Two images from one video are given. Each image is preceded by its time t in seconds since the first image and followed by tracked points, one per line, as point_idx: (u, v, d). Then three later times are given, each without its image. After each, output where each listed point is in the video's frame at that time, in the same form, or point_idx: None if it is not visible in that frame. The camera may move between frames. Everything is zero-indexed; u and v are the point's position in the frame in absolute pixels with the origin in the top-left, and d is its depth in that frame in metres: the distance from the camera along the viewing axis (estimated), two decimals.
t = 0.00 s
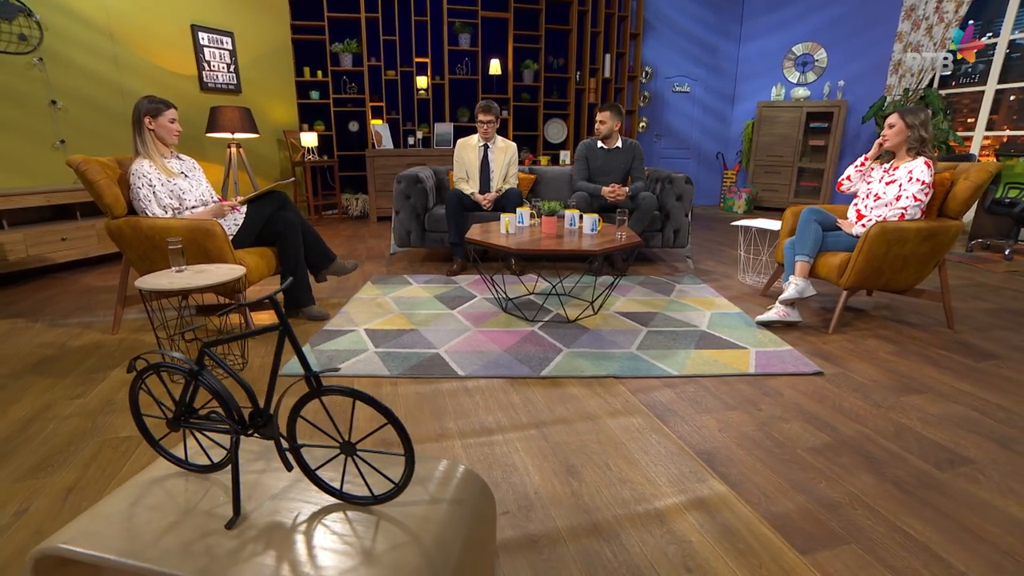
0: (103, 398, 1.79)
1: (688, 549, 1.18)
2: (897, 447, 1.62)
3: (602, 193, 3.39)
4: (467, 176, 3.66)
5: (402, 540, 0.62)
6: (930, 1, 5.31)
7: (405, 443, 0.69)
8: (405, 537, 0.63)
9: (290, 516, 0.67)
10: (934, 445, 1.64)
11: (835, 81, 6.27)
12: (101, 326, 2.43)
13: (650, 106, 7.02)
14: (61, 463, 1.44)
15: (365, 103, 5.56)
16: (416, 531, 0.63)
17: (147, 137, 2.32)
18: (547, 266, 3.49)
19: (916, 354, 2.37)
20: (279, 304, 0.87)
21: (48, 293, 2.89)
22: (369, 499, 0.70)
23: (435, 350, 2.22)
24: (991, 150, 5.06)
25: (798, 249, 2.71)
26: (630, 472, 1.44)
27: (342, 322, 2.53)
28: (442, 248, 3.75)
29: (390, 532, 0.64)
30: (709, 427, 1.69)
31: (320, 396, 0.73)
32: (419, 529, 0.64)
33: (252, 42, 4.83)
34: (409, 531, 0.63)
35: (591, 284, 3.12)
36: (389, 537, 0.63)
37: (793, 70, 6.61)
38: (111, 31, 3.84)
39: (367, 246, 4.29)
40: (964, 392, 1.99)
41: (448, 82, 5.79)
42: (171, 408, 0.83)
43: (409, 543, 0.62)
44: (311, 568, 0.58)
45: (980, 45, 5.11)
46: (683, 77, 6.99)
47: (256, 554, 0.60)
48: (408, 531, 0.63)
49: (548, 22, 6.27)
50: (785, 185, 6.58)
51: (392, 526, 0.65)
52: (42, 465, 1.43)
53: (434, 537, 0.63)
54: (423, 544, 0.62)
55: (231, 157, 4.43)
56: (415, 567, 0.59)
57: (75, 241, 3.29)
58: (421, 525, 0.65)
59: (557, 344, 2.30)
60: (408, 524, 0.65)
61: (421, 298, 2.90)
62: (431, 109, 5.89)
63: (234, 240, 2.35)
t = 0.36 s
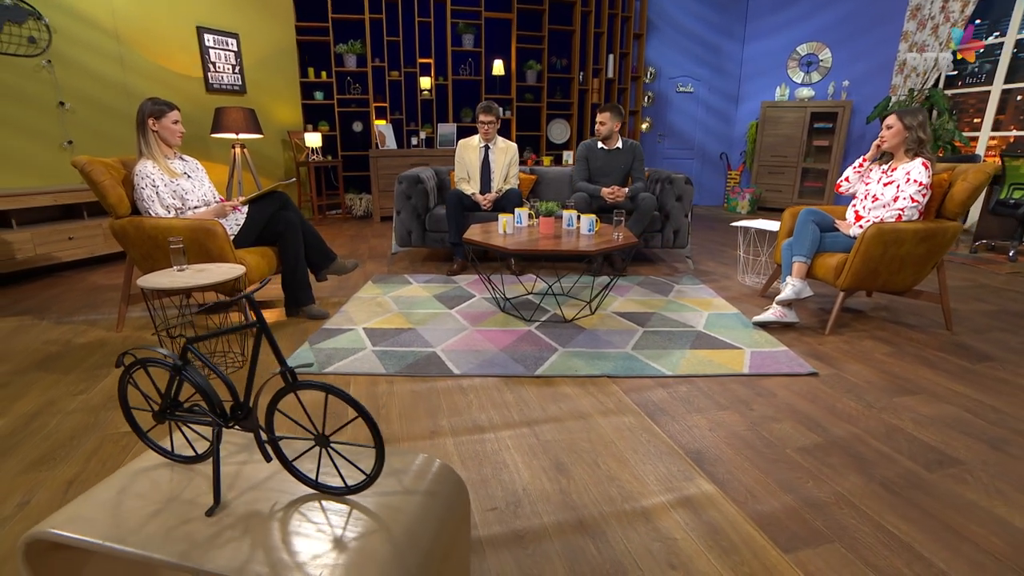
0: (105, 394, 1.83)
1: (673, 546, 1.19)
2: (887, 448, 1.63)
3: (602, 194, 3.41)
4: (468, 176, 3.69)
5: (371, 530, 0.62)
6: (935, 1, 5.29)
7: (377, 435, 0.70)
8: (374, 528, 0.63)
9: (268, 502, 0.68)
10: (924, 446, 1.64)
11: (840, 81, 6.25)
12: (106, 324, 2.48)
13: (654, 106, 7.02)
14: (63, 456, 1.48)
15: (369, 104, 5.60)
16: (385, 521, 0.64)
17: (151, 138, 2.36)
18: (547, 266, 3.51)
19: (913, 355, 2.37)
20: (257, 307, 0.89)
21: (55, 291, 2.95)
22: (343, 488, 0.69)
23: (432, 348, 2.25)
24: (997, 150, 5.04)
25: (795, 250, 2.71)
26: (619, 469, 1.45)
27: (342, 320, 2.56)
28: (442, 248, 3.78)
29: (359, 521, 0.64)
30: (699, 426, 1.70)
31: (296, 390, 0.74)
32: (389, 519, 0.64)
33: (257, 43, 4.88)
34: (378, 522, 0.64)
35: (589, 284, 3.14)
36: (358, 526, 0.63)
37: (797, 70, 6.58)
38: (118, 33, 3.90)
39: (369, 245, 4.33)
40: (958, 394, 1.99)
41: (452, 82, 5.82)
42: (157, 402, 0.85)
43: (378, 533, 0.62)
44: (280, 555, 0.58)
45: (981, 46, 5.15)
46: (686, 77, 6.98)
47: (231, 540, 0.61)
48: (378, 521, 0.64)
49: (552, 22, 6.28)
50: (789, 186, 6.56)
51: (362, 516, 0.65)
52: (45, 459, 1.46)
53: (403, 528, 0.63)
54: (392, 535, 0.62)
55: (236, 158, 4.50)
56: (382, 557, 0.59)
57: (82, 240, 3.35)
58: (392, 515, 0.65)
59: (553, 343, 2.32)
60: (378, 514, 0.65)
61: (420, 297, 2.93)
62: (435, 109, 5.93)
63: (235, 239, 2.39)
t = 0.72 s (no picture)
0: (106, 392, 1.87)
1: (655, 544, 1.21)
2: (875, 449, 1.64)
3: (600, 195, 3.42)
4: (468, 177, 3.71)
5: (345, 522, 0.64)
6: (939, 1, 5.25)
7: (352, 430, 0.72)
8: (347, 519, 0.65)
9: (247, 494, 0.70)
10: (912, 448, 1.66)
11: (842, 81, 6.24)
12: (108, 323, 2.52)
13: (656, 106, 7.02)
14: (64, 452, 1.52)
15: (372, 105, 5.64)
16: (358, 514, 0.66)
17: (153, 140, 2.41)
18: (546, 267, 3.53)
19: (907, 357, 2.37)
20: (237, 312, 0.92)
21: (60, 290, 3.00)
22: (320, 482, 0.71)
23: (427, 348, 2.28)
24: (1001, 151, 5.02)
25: (791, 252, 2.72)
26: (606, 468, 1.48)
27: (340, 320, 2.60)
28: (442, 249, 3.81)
29: (334, 514, 0.66)
30: (689, 426, 1.72)
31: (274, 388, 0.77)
32: (362, 513, 0.66)
33: (260, 44, 4.92)
34: (352, 514, 0.66)
35: (586, 284, 3.16)
36: (332, 518, 0.65)
37: (800, 71, 6.57)
38: (123, 35, 3.95)
39: (370, 245, 4.37)
40: (950, 396, 2.00)
41: (454, 83, 5.84)
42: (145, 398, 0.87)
43: (350, 524, 0.64)
44: (254, 543, 0.60)
45: (981, 46, 5.16)
46: (689, 77, 6.98)
47: (209, 528, 0.63)
48: (351, 514, 0.66)
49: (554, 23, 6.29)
50: (791, 187, 6.55)
51: (337, 508, 0.67)
52: (46, 454, 1.50)
53: (375, 521, 0.65)
54: (364, 527, 0.64)
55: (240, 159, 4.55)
56: (353, 547, 0.61)
57: (87, 240, 3.40)
58: (365, 509, 0.67)
59: (547, 343, 2.34)
60: (353, 507, 0.67)
61: (419, 297, 2.96)
62: (437, 110, 5.97)
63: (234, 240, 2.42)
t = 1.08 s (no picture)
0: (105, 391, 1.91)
1: (637, 544, 1.23)
2: (860, 451, 1.66)
3: (597, 197, 3.45)
4: (466, 179, 3.74)
5: (317, 517, 0.67)
6: (940, 2, 5.24)
7: (327, 430, 0.74)
8: (321, 515, 0.68)
9: (227, 490, 0.73)
10: (897, 449, 1.67)
11: (843, 82, 6.23)
12: (109, 323, 2.56)
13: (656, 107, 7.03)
14: (63, 450, 1.55)
15: (373, 106, 5.69)
16: (331, 509, 0.69)
17: (154, 143, 2.44)
18: (543, 268, 3.55)
19: (898, 359, 2.39)
20: (219, 315, 0.94)
21: (64, 290, 3.05)
22: (298, 478, 0.74)
23: (422, 349, 2.31)
24: (1003, 152, 5.02)
25: (785, 254, 2.74)
26: (592, 468, 1.50)
27: (337, 320, 2.63)
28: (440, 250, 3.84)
29: (309, 509, 0.69)
30: (677, 427, 1.74)
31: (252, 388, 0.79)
32: (335, 509, 0.69)
33: (261, 46, 4.96)
34: (325, 509, 0.69)
35: (582, 286, 3.19)
36: (305, 513, 0.68)
37: (801, 71, 6.57)
38: (126, 38, 4.00)
39: (369, 246, 4.40)
40: (938, 398, 2.02)
41: (454, 85, 5.87)
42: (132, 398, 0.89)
43: (323, 520, 0.67)
44: (231, 537, 0.63)
45: (981, 46, 5.17)
46: (689, 78, 6.99)
47: (189, 522, 0.66)
48: (324, 509, 0.69)
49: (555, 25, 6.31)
50: (792, 188, 6.55)
51: (312, 503, 0.70)
52: (46, 452, 1.54)
53: (346, 517, 0.68)
54: (335, 523, 0.67)
55: (241, 161, 4.59)
56: (324, 542, 0.64)
57: (90, 240, 3.45)
58: (338, 505, 0.70)
59: (541, 344, 2.36)
60: (327, 502, 0.70)
61: (416, 298, 2.99)
62: (438, 112, 6.00)
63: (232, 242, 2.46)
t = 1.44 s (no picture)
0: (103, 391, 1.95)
1: (617, 543, 1.26)
2: (843, 453, 1.69)
3: (593, 199, 3.47)
4: (463, 182, 3.77)
5: (292, 515, 0.70)
6: (939, 3, 5.24)
7: (303, 432, 0.77)
8: (295, 513, 0.71)
9: (208, 490, 0.77)
10: (881, 452, 1.70)
11: (842, 84, 6.24)
12: (109, 324, 2.60)
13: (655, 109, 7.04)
14: (61, 449, 1.59)
15: (373, 108, 5.72)
16: (306, 509, 0.72)
17: (152, 148, 2.48)
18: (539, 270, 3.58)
19: (887, 362, 2.41)
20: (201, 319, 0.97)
21: (65, 291, 3.09)
22: (276, 478, 0.77)
23: (416, 351, 2.34)
24: (1002, 154, 5.02)
25: (777, 257, 2.76)
26: (576, 469, 1.53)
27: (333, 322, 2.67)
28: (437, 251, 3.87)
29: (285, 507, 0.72)
30: (663, 429, 1.77)
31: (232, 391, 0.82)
32: (310, 508, 0.72)
33: (262, 48, 5.00)
34: (300, 508, 0.72)
35: (576, 287, 3.22)
36: (281, 511, 0.71)
37: (800, 73, 6.59)
38: (127, 41, 4.04)
39: (368, 248, 4.44)
40: (925, 401, 2.04)
41: (453, 86, 5.90)
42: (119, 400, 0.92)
43: (297, 518, 0.70)
44: (209, 535, 0.67)
45: (980, 46, 5.16)
46: (688, 80, 7.00)
47: (169, 520, 0.70)
48: (300, 508, 0.72)
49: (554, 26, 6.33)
50: (791, 189, 6.55)
51: (289, 501, 0.73)
52: (45, 451, 1.58)
53: (320, 516, 0.71)
54: (309, 521, 0.70)
55: (241, 163, 4.63)
56: (298, 540, 0.67)
57: (91, 242, 3.49)
58: (313, 504, 0.73)
59: (533, 347, 2.39)
60: (303, 501, 0.73)
61: (412, 300, 3.02)
62: (437, 114, 6.04)
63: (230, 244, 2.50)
